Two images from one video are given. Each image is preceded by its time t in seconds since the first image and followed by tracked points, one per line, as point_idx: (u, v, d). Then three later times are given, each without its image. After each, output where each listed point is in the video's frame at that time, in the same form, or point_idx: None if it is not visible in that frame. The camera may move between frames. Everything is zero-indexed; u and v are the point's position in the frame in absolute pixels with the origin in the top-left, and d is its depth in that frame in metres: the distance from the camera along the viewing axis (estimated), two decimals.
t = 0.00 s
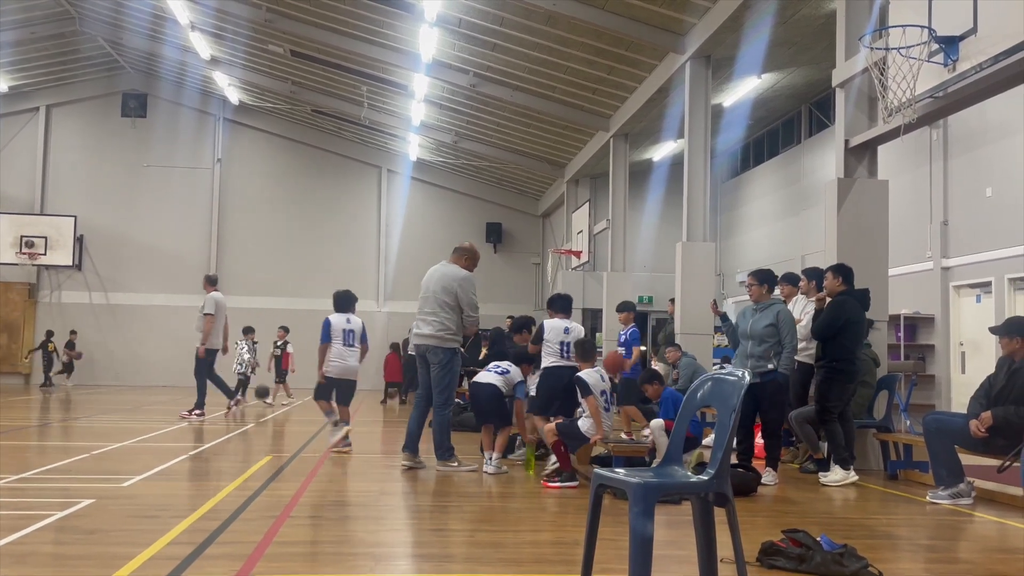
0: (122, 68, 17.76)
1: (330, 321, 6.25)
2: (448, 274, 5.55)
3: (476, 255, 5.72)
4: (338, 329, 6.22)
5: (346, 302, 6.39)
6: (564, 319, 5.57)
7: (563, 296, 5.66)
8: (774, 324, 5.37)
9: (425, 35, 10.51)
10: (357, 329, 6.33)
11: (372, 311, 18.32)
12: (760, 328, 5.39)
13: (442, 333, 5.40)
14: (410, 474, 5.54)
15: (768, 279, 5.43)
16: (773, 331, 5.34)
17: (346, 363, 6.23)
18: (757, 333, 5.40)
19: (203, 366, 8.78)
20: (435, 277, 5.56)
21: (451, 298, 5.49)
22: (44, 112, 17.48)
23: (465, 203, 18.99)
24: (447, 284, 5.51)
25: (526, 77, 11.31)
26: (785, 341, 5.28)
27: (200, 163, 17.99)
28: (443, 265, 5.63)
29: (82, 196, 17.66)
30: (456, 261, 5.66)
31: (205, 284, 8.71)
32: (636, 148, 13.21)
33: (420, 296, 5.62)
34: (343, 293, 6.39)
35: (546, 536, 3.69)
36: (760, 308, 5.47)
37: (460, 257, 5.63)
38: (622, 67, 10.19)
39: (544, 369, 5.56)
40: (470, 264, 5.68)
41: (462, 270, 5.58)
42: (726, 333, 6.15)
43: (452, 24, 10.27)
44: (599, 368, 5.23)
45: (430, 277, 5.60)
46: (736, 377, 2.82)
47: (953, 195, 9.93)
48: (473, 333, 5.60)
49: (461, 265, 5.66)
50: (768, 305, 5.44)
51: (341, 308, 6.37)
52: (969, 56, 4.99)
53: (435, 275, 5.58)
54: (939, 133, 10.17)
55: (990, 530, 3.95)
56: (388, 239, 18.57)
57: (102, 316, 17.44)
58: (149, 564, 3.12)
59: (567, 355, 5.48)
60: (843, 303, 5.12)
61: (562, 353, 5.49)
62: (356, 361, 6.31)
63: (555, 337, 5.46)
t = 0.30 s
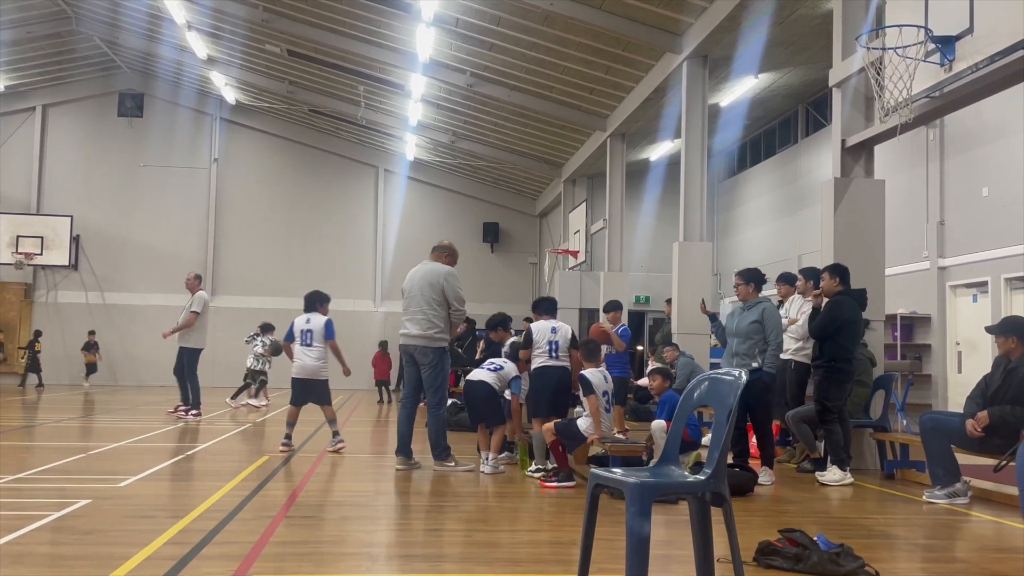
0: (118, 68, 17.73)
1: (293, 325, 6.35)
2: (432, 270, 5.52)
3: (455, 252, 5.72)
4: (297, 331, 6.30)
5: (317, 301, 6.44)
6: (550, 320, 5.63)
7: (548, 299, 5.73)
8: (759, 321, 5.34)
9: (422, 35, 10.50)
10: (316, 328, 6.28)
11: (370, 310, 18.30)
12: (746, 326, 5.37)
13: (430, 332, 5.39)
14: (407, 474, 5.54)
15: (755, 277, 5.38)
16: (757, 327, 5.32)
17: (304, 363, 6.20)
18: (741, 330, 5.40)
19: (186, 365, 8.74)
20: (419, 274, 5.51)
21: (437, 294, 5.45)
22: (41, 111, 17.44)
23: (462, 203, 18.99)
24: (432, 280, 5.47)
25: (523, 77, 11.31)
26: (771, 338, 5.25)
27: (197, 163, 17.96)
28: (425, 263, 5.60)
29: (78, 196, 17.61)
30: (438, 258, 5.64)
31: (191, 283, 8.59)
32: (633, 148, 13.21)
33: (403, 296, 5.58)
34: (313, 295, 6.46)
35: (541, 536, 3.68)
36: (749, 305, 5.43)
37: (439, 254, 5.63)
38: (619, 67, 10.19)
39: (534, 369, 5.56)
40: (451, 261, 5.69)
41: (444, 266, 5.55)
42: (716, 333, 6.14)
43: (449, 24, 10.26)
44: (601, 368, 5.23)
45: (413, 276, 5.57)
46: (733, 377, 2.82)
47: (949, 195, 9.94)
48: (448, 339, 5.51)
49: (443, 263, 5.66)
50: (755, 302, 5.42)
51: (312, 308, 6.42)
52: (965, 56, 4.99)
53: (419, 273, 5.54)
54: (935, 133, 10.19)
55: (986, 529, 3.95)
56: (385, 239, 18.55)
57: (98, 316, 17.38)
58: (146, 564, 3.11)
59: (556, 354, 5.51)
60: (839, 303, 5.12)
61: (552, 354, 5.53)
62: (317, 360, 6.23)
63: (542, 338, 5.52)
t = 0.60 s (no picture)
0: (116, 68, 17.72)
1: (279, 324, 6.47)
2: (419, 268, 5.52)
3: (441, 249, 5.73)
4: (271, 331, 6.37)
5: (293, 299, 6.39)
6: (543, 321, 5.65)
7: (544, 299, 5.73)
8: (746, 319, 5.29)
9: (421, 34, 10.49)
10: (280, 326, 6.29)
11: (367, 311, 18.29)
12: (733, 324, 5.37)
13: (422, 331, 5.39)
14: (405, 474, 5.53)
15: (747, 277, 5.33)
16: (743, 326, 5.31)
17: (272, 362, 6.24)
18: (728, 329, 5.40)
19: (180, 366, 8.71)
20: (407, 274, 5.51)
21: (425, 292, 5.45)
22: (39, 111, 17.42)
23: (460, 203, 18.99)
24: (420, 279, 5.46)
25: (521, 77, 11.31)
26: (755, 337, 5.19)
27: (195, 163, 17.95)
28: (412, 263, 5.60)
29: (76, 196, 17.60)
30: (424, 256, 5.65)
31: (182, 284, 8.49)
32: (631, 148, 13.22)
33: (392, 297, 5.58)
34: (289, 291, 6.39)
35: (540, 536, 3.69)
36: (740, 305, 5.36)
37: (426, 253, 5.64)
38: (617, 67, 10.19)
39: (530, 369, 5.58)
40: (438, 260, 5.70)
41: (431, 264, 5.56)
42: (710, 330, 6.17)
43: (447, 24, 10.26)
44: (600, 368, 5.24)
45: (401, 276, 5.56)
46: (731, 377, 2.81)
47: (947, 195, 9.95)
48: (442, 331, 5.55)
49: (430, 262, 5.67)
50: (746, 302, 5.35)
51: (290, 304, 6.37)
52: (963, 57, 5.00)
53: (407, 272, 5.54)
54: (933, 133, 10.20)
55: (984, 529, 3.96)
56: (383, 239, 18.53)
57: (96, 317, 17.36)
58: (145, 565, 3.11)
59: (550, 355, 5.53)
60: (837, 302, 5.13)
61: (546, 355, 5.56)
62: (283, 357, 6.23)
63: (535, 339, 5.58)
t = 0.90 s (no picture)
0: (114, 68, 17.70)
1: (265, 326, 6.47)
2: (413, 268, 5.50)
3: (435, 247, 5.71)
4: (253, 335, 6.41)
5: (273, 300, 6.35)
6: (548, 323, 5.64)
7: (556, 301, 5.69)
8: (740, 319, 5.31)
9: (420, 35, 10.49)
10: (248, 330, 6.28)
11: (366, 311, 18.28)
12: (730, 322, 5.38)
13: (419, 332, 5.39)
14: (403, 475, 5.52)
15: (745, 276, 5.37)
16: (738, 326, 5.31)
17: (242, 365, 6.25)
18: (725, 328, 5.41)
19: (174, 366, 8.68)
20: (403, 274, 5.49)
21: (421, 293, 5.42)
22: (37, 112, 17.39)
23: (459, 204, 18.98)
24: (415, 279, 5.44)
25: (520, 78, 11.30)
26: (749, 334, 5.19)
27: (193, 163, 17.93)
28: (407, 263, 5.58)
29: (74, 196, 17.57)
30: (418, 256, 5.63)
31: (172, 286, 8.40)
32: (630, 149, 13.22)
33: (388, 298, 5.56)
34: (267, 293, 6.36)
35: (539, 537, 3.68)
36: (737, 304, 5.37)
37: (418, 253, 5.63)
38: (616, 67, 10.19)
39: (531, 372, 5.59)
40: (432, 259, 5.68)
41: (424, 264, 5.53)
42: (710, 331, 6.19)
43: (446, 25, 10.26)
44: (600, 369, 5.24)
45: (397, 276, 5.54)
46: (730, 377, 2.81)
47: (946, 196, 9.96)
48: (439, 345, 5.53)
49: (424, 261, 5.65)
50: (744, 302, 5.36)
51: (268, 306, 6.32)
52: (961, 57, 5.00)
53: (402, 273, 5.52)
54: (932, 134, 10.20)
55: (982, 530, 3.96)
56: (382, 240, 18.53)
57: (94, 318, 17.35)
58: (143, 566, 3.10)
59: (551, 358, 5.52)
60: (835, 302, 5.13)
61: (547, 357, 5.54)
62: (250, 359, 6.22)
63: (539, 341, 5.56)
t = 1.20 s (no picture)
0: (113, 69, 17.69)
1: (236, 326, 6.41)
2: (419, 270, 5.52)
3: (441, 247, 5.71)
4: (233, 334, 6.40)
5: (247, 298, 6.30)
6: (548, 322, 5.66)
7: (553, 304, 5.74)
8: (741, 320, 5.30)
9: (418, 35, 10.49)
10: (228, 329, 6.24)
11: (365, 312, 18.28)
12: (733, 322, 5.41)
13: (423, 333, 5.38)
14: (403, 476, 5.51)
15: (749, 276, 5.21)
16: (738, 327, 5.33)
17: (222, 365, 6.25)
18: (729, 327, 5.41)
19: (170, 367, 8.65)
20: (409, 275, 5.52)
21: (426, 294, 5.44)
22: (35, 112, 17.39)
23: (459, 204, 18.98)
24: (420, 281, 5.47)
25: (518, 78, 11.30)
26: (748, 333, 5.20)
27: (192, 164, 17.92)
28: (412, 264, 5.60)
29: (73, 198, 17.57)
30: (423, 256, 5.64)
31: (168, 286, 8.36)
32: (629, 149, 13.23)
33: (393, 299, 5.59)
34: (243, 291, 6.29)
35: (538, 538, 3.68)
36: (741, 304, 5.32)
37: (424, 253, 5.63)
38: (615, 68, 10.19)
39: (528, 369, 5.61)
40: (438, 259, 5.69)
41: (429, 265, 5.54)
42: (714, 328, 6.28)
43: (445, 26, 10.26)
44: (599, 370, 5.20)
45: (403, 277, 5.56)
46: (729, 378, 2.81)
47: (944, 196, 9.97)
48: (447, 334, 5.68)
49: (430, 261, 5.66)
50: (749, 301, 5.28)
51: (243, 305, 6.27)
52: (960, 58, 4.99)
53: (408, 274, 5.54)
54: (930, 135, 10.20)
55: (982, 530, 3.96)
56: (381, 240, 18.53)
57: (93, 319, 17.33)
58: (142, 567, 3.10)
59: (549, 357, 5.55)
60: (835, 303, 5.12)
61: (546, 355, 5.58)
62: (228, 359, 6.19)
63: (539, 338, 5.60)
